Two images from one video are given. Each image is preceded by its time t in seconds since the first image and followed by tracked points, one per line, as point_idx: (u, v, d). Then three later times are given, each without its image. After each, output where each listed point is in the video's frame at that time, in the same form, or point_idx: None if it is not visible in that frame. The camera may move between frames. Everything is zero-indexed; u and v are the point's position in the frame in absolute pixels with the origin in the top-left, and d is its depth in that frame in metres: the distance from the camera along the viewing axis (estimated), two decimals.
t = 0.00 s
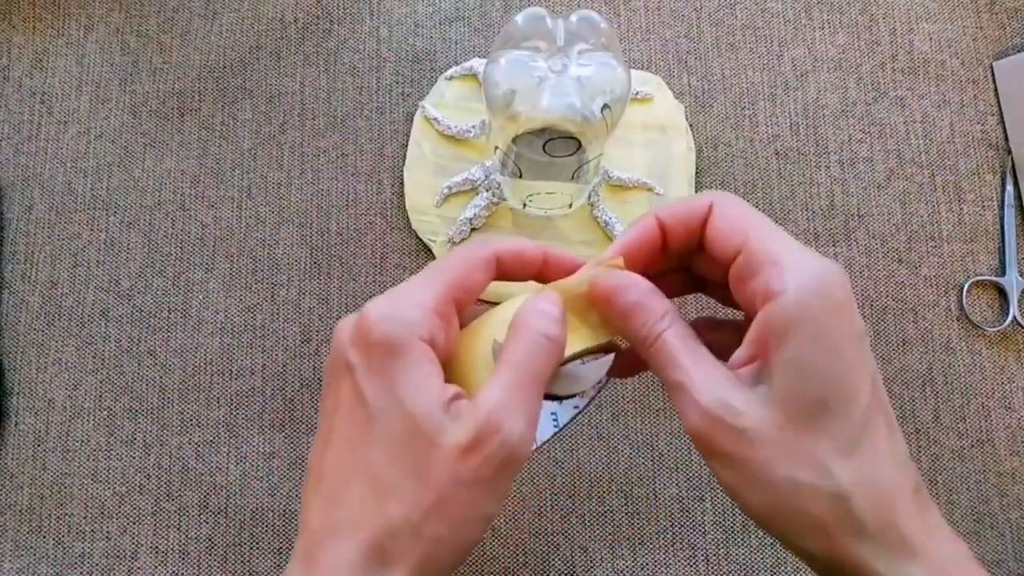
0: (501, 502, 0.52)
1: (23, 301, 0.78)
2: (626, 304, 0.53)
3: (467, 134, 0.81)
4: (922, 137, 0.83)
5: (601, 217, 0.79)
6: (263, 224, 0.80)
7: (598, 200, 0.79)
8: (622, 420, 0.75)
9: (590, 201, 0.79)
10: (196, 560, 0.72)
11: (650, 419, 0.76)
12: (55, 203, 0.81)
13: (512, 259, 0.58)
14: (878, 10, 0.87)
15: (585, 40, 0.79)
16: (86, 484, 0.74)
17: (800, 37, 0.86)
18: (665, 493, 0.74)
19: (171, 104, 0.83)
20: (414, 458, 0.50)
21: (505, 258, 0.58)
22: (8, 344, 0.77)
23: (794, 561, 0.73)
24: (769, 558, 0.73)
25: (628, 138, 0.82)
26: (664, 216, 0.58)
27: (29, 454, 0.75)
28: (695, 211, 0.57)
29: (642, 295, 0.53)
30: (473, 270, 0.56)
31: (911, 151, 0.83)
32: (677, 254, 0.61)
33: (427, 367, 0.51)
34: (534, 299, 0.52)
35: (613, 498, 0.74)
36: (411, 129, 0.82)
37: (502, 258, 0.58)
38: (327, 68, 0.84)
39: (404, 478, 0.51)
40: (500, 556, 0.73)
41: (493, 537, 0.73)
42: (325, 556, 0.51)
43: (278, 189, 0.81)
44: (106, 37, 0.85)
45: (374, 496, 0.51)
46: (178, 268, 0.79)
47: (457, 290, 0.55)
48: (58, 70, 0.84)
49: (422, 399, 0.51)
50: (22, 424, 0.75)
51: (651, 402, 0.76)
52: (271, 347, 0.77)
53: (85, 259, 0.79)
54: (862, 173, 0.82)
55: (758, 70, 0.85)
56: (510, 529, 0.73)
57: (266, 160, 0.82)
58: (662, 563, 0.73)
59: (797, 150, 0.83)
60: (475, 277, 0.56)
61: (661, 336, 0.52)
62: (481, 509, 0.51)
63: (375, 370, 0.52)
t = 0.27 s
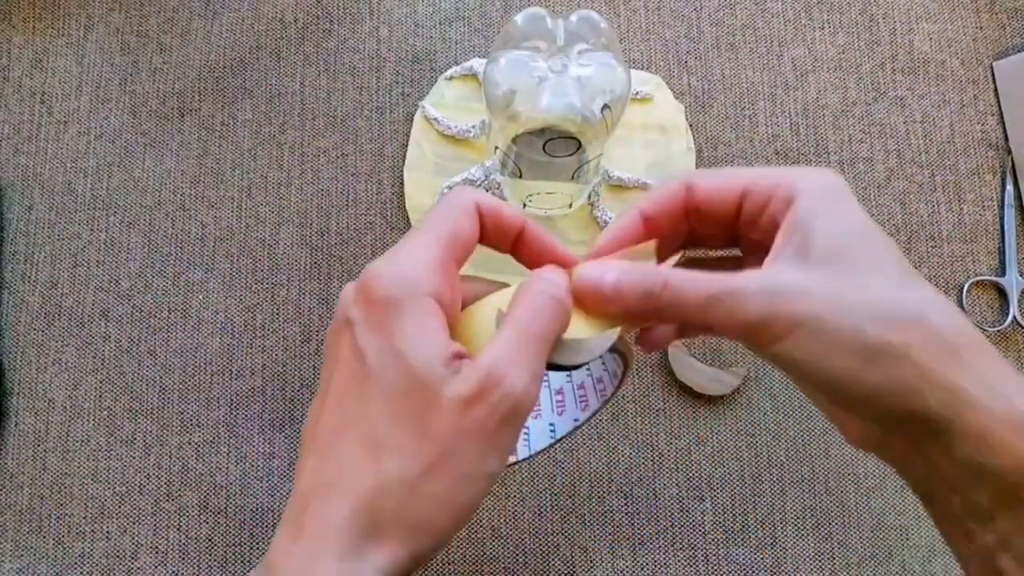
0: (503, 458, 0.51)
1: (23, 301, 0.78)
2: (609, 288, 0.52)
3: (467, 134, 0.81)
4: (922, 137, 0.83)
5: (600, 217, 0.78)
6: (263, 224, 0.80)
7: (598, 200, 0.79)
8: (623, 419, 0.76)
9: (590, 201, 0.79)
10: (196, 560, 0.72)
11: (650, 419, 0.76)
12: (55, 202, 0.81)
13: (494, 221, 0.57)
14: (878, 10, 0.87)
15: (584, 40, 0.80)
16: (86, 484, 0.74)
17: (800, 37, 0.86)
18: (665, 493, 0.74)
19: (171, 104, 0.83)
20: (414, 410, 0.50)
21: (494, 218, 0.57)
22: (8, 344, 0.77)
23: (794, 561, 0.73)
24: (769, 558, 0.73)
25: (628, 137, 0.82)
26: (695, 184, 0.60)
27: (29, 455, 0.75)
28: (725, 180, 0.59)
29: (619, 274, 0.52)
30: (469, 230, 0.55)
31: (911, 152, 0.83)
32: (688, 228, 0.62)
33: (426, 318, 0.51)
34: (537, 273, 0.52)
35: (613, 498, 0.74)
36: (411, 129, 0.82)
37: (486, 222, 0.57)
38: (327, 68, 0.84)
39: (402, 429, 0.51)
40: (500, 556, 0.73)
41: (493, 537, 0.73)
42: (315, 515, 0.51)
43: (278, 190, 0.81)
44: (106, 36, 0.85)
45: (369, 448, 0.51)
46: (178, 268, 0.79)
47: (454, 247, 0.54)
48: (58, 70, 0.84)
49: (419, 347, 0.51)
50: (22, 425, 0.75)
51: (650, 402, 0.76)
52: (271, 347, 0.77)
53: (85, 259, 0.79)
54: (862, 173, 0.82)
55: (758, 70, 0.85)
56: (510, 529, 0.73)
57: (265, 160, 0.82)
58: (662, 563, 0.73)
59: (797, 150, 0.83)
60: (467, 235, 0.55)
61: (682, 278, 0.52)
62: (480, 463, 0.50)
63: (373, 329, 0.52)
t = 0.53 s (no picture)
0: (471, 459, 0.51)
1: (23, 301, 0.78)
2: (603, 305, 0.52)
3: (467, 134, 0.81)
4: (922, 137, 0.83)
5: (600, 217, 0.79)
6: (263, 224, 0.80)
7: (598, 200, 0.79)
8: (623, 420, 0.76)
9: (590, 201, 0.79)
10: (196, 560, 0.72)
11: (650, 418, 0.76)
12: (55, 202, 0.81)
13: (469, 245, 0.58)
14: (878, 10, 0.87)
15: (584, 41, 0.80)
16: (86, 484, 0.74)
17: (800, 37, 0.86)
18: (665, 493, 0.74)
19: (171, 104, 0.83)
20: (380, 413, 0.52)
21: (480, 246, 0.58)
22: (8, 344, 0.77)
23: (794, 561, 0.73)
24: (769, 558, 0.73)
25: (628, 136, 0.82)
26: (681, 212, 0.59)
27: (29, 454, 0.75)
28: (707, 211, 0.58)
29: (617, 290, 0.52)
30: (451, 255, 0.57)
31: (911, 152, 0.83)
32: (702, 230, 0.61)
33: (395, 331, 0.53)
34: (517, 300, 0.51)
35: (613, 498, 0.74)
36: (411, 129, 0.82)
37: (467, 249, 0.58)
38: (327, 68, 0.84)
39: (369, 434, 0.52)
40: (500, 556, 0.72)
41: (493, 537, 0.73)
42: (292, 523, 0.53)
43: (278, 190, 0.81)
44: (106, 36, 0.85)
45: (339, 450, 0.53)
46: (178, 268, 0.79)
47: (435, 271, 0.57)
48: (58, 69, 0.84)
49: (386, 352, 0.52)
50: (22, 424, 0.75)
51: (650, 402, 0.76)
52: (271, 347, 0.77)
53: (85, 259, 0.79)
54: (862, 173, 0.82)
55: (758, 70, 0.85)
56: (510, 529, 0.73)
57: (265, 160, 0.82)
58: (662, 563, 0.73)
59: (797, 150, 0.83)
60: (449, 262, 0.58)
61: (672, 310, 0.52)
62: (446, 466, 0.51)
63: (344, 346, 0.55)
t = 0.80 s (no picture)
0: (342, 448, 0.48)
1: (23, 301, 0.78)
2: (705, 245, 0.53)
3: (467, 134, 0.81)
4: (922, 137, 0.83)
5: (600, 217, 0.79)
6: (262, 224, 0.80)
7: (598, 200, 0.79)
8: (623, 420, 0.76)
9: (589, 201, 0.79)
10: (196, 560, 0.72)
11: (650, 418, 0.76)
12: (55, 202, 0.81)
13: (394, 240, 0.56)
14: (878, 10, 0.87)
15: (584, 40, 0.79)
16: (86, 485, 0.74)
17: (800, 37, 0.86)
18: (665, 493, 0.74)
19: (171, 104, 0.83)
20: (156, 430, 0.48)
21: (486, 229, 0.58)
22: (8, 344, 0.77)
23: (794, 561, 0.73)
24: (769, 558, 0.73)
25: (628, 135, 0.82)
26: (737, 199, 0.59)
27: (29, 454, 0.75)
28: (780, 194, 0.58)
29: (716, 236, 0.53)
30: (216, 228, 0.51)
31: (911, 152, 0.83)
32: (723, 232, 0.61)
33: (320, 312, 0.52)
34: (339, 222, 0.48)
35: (613, 498, 0.74)
36: (410, 130, 0.83)
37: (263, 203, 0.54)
38: (327, 68, 0.84)
39: (207, 447, 0.47)
40: (500, 556, 0.72)
41: (493, 537, 0.73)
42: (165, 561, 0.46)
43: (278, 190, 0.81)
44: (106, 36, 0.85)
45: (170, 459, 0.47)
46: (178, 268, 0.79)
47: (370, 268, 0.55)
48: (58, 69, 0.84)
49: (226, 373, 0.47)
50: (22, 424, 0.75)
51: (650, 402, 0.76)
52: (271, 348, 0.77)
53: (85, 259, 0.79)
54: (862, 173, 0.82)
55: (758, 70, 0.85)
56: (510, 529, 0.73)
57: (265, 160, 0.82)
58: (661, 563, 0.73)
59: (797, 150, 0.83)
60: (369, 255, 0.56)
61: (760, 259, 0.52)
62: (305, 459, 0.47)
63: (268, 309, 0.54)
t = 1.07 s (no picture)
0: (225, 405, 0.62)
1: (23, 301, 0.78)
2: (672, 381, 0.51)
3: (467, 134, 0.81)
4: (922, 137, 0.83)
5: (600, 217, 0.79)
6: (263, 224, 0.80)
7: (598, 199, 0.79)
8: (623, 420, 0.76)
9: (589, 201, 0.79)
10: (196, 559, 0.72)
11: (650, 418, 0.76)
12: (55, 202, 0.81)
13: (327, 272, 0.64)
14: (878, 10, 0.87)
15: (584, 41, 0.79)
16: (86, 485, 0.74)
17: (800, 37, 0.86)
18: (665, 493, 0.74)
19: (171, 104, 0.83)
20: (183, 433, 0.62)
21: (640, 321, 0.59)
22: (8, 344, 0.77)
23: (794, 561, 0.73)
24: (769, 558, 0.73)
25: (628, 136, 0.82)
26: (691, 311, 0.59)
27: (29, 454, 0.75)
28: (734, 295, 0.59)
29: (685, 370, 0.51)
30: (191, 264, 0.59)
31: (911, 152, 0.83)
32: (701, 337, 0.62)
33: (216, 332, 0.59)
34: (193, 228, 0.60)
35: (613, 498, 0.74)
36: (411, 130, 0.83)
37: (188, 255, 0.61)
38: (327, 68, 0.84)
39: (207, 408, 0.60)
40: (500, 556, 0.72)
41: (493, 537, 0.73)
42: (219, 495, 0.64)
43: (278, 190, 0.81)
44: (106, 37, 0.85)
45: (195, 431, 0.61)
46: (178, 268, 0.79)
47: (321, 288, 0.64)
48: (58, 69, 0.84)
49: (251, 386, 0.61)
50: (22, 424, 0.75)
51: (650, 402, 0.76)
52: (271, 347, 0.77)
53: (85, 259, 0.79)
54: (862, 173, 0.82)
55: (758, 70, 0.85)
56: (510, 529, 0.73)
57: (265, 160, 0.82)
58: (662, 563, 0.73)
59: (797, 150, 0.83)
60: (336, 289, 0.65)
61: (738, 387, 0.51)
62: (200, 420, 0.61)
63: (284, 341, 0.65)
